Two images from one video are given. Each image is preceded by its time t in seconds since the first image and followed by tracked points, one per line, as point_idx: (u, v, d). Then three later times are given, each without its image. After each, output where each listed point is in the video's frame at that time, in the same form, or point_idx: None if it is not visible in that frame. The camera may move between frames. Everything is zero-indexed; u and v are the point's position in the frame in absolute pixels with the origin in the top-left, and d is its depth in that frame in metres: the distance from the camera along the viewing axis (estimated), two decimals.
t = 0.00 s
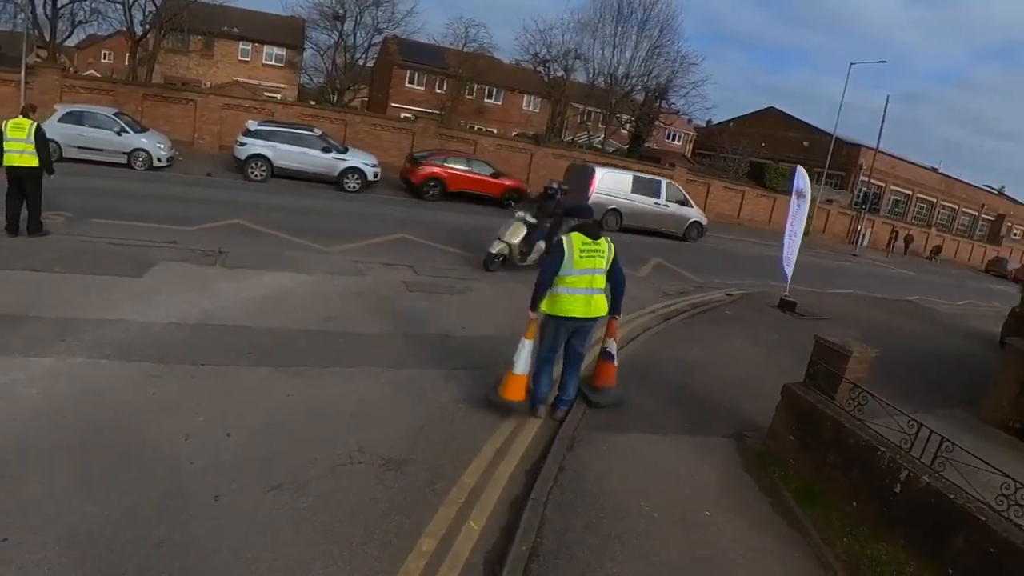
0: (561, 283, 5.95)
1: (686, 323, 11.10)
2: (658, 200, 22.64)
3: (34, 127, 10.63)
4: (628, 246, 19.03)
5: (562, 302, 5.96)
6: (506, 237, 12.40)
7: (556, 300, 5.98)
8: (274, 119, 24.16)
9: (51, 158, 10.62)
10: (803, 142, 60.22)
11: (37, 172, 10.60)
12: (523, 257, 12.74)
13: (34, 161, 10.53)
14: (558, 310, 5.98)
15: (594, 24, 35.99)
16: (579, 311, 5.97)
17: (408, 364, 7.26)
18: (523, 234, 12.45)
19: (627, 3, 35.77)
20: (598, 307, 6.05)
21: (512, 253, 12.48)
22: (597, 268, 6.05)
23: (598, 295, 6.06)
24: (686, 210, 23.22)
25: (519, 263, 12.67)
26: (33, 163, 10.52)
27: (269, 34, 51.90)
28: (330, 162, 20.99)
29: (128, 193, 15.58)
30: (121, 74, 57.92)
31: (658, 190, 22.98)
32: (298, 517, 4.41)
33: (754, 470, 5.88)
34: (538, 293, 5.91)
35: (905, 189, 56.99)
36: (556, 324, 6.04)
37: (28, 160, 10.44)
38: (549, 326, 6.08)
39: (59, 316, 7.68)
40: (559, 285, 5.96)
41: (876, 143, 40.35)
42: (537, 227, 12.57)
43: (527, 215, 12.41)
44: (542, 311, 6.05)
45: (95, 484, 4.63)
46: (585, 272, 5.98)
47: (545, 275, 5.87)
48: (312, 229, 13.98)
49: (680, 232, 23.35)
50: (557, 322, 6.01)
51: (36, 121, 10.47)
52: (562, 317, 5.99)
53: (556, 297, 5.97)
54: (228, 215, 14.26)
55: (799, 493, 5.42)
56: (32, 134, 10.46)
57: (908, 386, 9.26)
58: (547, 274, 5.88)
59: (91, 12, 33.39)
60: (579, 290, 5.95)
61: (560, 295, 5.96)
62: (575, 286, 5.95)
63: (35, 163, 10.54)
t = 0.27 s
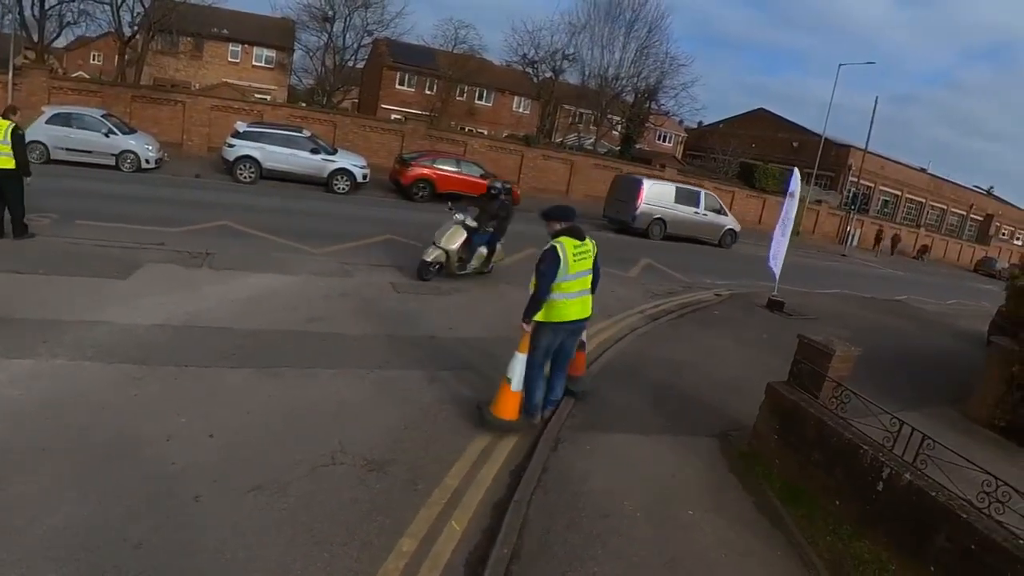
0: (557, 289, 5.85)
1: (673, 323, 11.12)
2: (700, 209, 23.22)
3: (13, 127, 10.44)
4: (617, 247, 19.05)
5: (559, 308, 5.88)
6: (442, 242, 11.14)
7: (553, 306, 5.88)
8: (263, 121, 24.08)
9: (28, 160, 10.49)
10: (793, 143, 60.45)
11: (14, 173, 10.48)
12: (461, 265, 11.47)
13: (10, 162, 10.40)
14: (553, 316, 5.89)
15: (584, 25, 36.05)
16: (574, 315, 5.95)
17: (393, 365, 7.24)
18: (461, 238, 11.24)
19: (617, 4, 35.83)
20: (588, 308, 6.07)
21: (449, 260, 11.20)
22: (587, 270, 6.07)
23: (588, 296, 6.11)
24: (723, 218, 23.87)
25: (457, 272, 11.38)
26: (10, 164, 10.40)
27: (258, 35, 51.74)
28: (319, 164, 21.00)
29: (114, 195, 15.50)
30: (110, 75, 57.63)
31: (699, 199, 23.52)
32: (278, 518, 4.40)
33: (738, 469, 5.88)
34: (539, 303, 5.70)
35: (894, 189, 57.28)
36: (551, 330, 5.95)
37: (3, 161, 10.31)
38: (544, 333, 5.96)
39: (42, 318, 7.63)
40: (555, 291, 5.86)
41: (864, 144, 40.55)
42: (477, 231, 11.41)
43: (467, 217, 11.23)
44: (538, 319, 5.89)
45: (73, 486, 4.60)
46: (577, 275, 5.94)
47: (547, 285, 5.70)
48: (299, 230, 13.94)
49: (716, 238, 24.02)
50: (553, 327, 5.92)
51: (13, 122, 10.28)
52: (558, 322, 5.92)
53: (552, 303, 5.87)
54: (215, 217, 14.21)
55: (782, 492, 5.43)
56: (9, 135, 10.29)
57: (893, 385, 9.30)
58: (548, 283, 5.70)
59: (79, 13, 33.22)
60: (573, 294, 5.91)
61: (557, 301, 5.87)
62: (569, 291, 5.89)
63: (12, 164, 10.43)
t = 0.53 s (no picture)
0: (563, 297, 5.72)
1: (678, 325, 11.06)
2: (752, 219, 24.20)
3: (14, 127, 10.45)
4: (623, 249, 18.99)
5: (568, 314, 5.78)
6: (390, 249, 9.86)
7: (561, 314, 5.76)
8: (270, 123, 24.16)
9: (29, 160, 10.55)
10: (801, 145, 60.21)
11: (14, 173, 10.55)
12: (411, 275, 10.19)
13: (9, 162, 10.46)
14: (563, 323, 5.78)
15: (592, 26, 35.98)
16: (581, 319, 5.88)
17: (393, 366, 7.22)
18: (411, 244, 9.97)
19: (625, 6, 35.78)
20: (592, 308, 6.00)
21: (399, 269, 9.93)
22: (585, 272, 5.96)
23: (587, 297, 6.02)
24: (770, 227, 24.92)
25: (408, 283, 10.12)
26: (10, 165, 10.47)
27: (266, 38, 51.90)
28: (326, 165, 21.09)
29: (121, 196, 15.57)
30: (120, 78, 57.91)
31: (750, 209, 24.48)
32: (274, 519, 4.38)
33: (740, 473, 5.82)
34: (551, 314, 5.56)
35: (904, 191, 56.98)
36: (561, 336, 5.86)
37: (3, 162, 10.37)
38: (554, 341, 5.86)
39: (46, 318, 7.64)
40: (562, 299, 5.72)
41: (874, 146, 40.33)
42: (429, 237, 10.15)
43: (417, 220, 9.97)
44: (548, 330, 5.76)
45: (71, 485, 4.60)
46: (580, 279, 5.82)
47: (558, 296, 5.52)
48: (304, 232, 13.95)
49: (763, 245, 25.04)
50: (562, 334, 5.83)
51: (15, 123, 10.29)
52: (568, 328, 5.83)
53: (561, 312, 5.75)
54: (220, 218, 14.23)
55: (784, 495, 5.37)
56: (9, 137, 10.31)
57: (899, 387, 9.22)
58: (557, 293, 5.53)
59: (88, 16, 33.42)
60: (578, 298, 5.81)
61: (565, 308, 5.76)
62: (574, 296, 5.78)
63: (12, 164, 10.50)
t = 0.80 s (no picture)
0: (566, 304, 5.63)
1: (686, 329, 10.96)
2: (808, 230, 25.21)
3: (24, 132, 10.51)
4: (633, 252, 18.89)
5: (572, 321, 5.72)
6: (326, 261, 8.50)
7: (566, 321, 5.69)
8: (281, 126, 24.23)
9: (37, 162, 10.48)
10: (814, 147, 59.80)
11: (23, 175, 10.47)
12: (354, 289, 8.86)
13: (19, 165, 10.42)
14: (567, 330, 5.72)
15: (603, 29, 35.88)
16: (584, 323, 5.82)
17: (396, 368, 7.19)
18: (352, 254, 8.59)
19: (637, 8, 35.66)
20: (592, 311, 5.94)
21: (339, 284, 8.61)
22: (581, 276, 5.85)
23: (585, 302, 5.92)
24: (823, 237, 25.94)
25: (350, 298, 8.81)
26: (18, 166, 10.41)
27: (278, 41, 52.13)
28: (335, 167, 21.20)
29: (131, 198, 15.65)
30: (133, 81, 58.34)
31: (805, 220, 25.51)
32: (270, 522, 4.35)
33: (744, 479, 5.75)
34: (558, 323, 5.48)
35: (918, 194, 56.47)
36: (567, 343, 5.80)
37: (12, 164, 10.34)
38: (561, 348, 5.79)
39: (52, 318, 7.66)
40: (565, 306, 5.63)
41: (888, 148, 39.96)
42: (375, 244, 8.80)
43: (360, 226, 8.61)
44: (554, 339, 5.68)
45: (69, 484, 4.59)
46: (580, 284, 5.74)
47: (562, 303, 5.41)
48: (312, 233, 13.95)
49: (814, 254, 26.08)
50: (567, 341, 5.77)
51: (23, 125, 10.32)
52: (573, 334, 5.78)
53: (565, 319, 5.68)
54: (228, 220, 14.25)
55: (790, 503, 5.27)
56: (18, 139, 10.34)
57: (909, 393, 9.08)
58: (561, 300, 5.42)
59: (101, 19, 33.69)
60: (580, 304, 5.74)
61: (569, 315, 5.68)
62: (576, 302, 5.71)
63: (21, 167, 10.45)
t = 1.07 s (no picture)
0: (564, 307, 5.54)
1: (694, 333, 10.82)
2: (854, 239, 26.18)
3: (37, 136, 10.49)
4: (642, 255, 18.75)
5: (571, 324, 5.63)
6: (241, 281, 7.05)
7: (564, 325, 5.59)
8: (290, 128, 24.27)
9: (50, 167, 10.49)
10: (827, 149, 59.35)
11: (36, 180, 10.48)
12: (278, 313, 7.45)
13: (32, 169, 10.41)
14: (566, 334, 5.62)
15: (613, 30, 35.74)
16: (582, 326, 5.71)
17: (397, 371, 7.11)
18: (272, 272, 7.15)
19: (647, 9, 35.51)
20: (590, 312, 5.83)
21: (258, 308, 7.16)
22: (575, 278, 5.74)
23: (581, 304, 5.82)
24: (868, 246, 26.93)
25: (273, 325, 7.38)
26: (32, 171, 10.42)
27: (289, 43, 52.35)
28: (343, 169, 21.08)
29: (140, 199, 15.68)
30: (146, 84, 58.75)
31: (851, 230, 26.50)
32: (261, 527, 4.27)
33: (749, 487, 5.61)
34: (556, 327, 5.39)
35: (932, 196, 55.92)
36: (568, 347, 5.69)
37: (26, 168, 10.34)
38: (562, 353, 5.68)
39: (53, 319, 7.64)
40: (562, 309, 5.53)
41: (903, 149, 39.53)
42: (299, 259, 7.39)
43: (281, 237, 7.17)
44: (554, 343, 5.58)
45: (60, 484, 4.54)
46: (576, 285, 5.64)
47: (558, 306, 5.31)
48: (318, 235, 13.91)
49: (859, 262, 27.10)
50: (567, 344, 5.67)
51: (36, 130, 10.29)
52: (573, 337, 5.68)
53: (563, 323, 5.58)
54: (235, 221, 14.24)
55: (795, 512, 5.14)
56: (32, 143, 10.32)
57: (921, 399, 8.89)
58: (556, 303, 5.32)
59: (113, 22, 33.92)
60: (578, 305, 5.64)
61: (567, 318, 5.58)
62: (573, 304, 5.61)
63: (35, 172, 10.44)
